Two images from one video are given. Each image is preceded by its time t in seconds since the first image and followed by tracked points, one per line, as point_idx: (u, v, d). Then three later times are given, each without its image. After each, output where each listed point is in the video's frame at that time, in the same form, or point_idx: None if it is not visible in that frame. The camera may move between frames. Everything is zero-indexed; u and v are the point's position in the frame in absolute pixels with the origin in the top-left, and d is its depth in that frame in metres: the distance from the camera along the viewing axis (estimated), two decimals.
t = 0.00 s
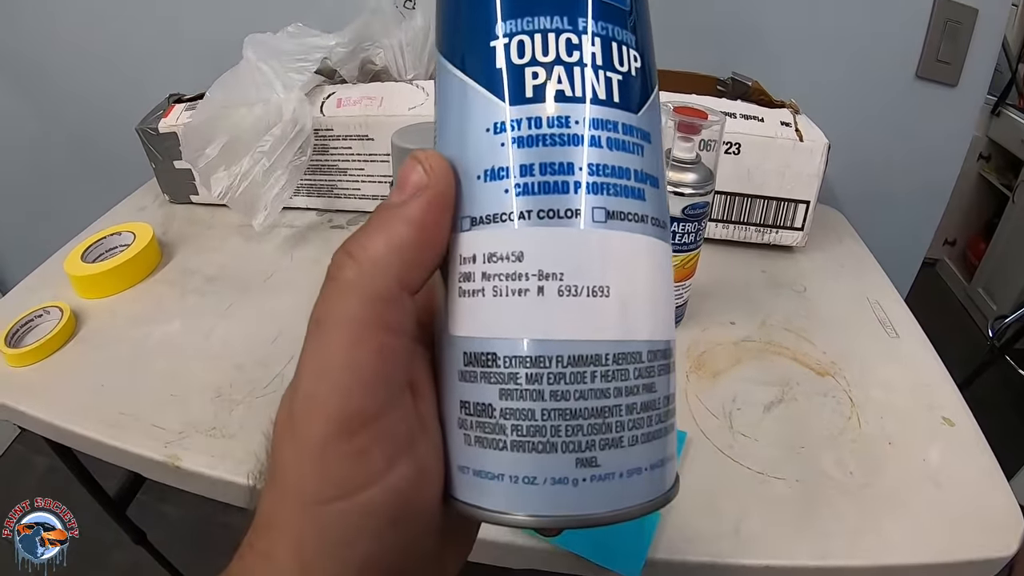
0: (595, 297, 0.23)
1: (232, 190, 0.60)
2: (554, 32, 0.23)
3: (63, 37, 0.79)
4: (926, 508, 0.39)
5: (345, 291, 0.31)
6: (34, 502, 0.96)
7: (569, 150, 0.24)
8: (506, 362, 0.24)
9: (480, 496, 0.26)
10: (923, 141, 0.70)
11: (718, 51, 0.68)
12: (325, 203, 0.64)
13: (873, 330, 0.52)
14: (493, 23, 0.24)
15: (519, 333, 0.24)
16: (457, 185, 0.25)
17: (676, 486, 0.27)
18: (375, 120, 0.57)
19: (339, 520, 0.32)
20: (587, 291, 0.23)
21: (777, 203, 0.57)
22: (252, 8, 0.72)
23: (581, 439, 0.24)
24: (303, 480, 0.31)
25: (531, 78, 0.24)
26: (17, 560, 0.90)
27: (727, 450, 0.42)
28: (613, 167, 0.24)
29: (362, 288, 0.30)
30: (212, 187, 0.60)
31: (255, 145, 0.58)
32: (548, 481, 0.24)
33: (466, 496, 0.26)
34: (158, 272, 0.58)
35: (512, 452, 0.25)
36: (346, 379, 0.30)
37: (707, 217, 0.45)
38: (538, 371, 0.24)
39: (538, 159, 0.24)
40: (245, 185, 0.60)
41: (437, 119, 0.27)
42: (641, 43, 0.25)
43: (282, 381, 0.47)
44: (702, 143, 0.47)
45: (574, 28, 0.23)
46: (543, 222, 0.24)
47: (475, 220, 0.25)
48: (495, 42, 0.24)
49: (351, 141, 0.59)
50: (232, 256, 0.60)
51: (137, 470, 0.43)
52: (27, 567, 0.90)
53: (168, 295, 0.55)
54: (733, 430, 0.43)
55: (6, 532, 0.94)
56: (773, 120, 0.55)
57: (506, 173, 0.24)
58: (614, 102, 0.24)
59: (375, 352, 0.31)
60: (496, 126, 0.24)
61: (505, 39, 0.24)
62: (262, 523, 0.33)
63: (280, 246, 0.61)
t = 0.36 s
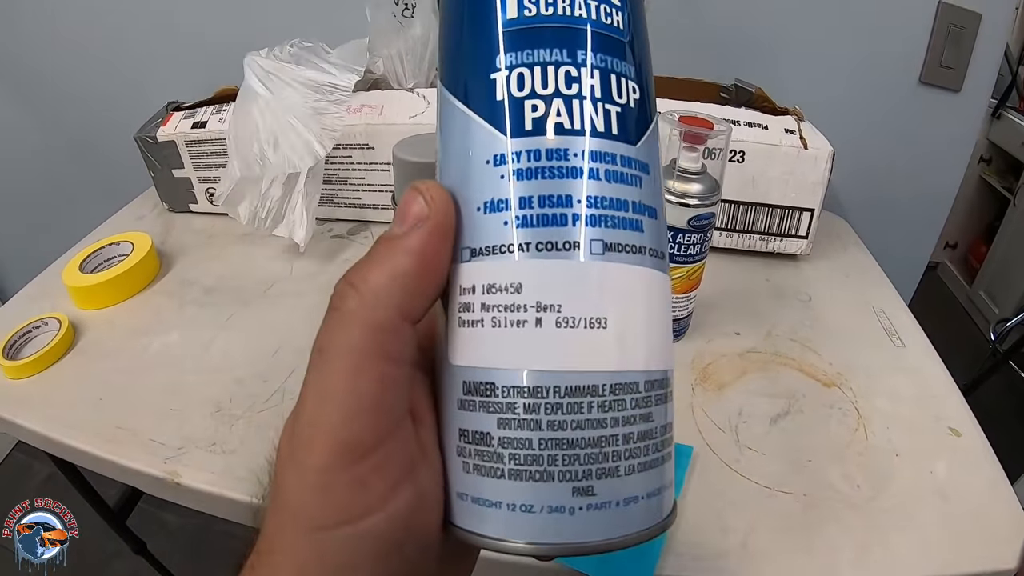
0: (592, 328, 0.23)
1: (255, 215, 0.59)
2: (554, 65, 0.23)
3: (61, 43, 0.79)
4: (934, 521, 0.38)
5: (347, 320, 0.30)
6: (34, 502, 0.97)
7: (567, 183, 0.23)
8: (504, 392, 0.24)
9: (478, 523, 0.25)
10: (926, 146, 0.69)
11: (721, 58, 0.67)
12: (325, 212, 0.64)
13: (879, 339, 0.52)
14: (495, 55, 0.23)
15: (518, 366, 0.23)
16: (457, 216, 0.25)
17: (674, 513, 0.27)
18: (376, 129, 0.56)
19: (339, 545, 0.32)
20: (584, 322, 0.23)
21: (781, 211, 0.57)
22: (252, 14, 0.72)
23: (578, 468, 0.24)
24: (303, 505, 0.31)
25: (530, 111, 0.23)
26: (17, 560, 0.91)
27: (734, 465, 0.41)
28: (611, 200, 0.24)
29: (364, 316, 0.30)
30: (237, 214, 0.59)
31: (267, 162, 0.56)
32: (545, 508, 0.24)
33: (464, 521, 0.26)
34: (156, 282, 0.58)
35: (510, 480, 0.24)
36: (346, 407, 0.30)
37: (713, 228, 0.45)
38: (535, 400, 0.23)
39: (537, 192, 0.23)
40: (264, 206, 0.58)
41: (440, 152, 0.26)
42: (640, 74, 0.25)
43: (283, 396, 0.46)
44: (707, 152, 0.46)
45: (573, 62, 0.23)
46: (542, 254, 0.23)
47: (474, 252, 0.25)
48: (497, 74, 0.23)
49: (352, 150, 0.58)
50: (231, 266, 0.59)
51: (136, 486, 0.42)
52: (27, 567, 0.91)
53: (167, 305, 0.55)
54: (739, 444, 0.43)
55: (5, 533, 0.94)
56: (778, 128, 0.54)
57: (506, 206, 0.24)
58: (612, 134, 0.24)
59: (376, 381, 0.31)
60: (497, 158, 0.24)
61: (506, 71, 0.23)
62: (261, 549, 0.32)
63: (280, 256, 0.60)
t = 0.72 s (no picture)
0: (594, 316, 0.23)
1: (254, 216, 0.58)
2: (553, 56, 0.23)
3: (59, 46, 0.78)
4: (940, 520, 0.38)
5: (349, 311, 0.30)
6: (34, 502, 0.96)
7: (568, 171, 0.23)
8: (506, 381, 0.23)
9: (482, 514, 0.25)
10: (926, 145, 0.69)
11: (721, 58, 0.67)
12: (324, 213, 0.63)
13: (882, 338, 0.52)
14: (494, 47, 0.23)
15: (519, 354, 0.23)
16: (458, 208, 0.25)
17: (680, 505, 0.26)
18: (375, 130, 0.56)
19: (341, 538, 0.32)
20: (586, 310, 0.23)
21: (783, 210, 0.57)
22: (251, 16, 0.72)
23: (581, 457, 0.23)
24: (305, 497, 0.31)
25: (530, 102, 0.23)
26: (17, 561, 0.90)
27: (738, 465, 0.41)
28: (613, 188, 0.23)
29: (366, 307, 0.30)
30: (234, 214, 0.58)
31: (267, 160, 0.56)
32: (548, 499, 0.24)
33: (467, 514, 0.25)
34: (155, 285, 0.57)
35: (513, 470, 0.24)
36: (348, 399, 0.30)
37: (716, 227, 0.45)
38: (537, 389, 0.23)
39: (538, 181, 0.23)
40: (263, 206, 0.57)
41: (442, 145, 0.26)
42: (640, 65, 0.25)
43: (284, 398, 0.46)
44: (709, 150, 0.46)
45: (572, 52, 0.23)
46: (544, 242, 0.23)
47: (476, 242, 0.24)
48: (496, 67, 0.23)
49: (351, 151, 0.58)
50: (230, 268, 0.59)
51: (136, 491, 0.42)
52: (27, 567, 0.91)
53: (166, 309, 0.54)
54: (743, 444, 0.43)
55: (5, 532, 0.94)
56: (778, 127, 0.54)
57: (507, 196, 0.23)
58: (613, 123, 0.23)
59: (378, 372, 0.30)
60: (497, 149, 0.23)
61: (505, 64, 0.23)
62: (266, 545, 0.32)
63: (280, 258, 0.60)
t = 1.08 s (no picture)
0: (575, 329, 0.22)
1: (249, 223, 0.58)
2: (533, 70, 0.23)
3: (55, 51, 0.78)
4: (941, 523, 0.38)
5: (333, 327, 0.30)
6: (34, 502, 0.97)
7: (549, 186, 0.23)
8: (489, 396, 0.23)
9: (468, 528, 0.24)
10: (925, 144, 0.69)
11: (719, 58, 0.67)
12: (321, 218, 0.63)
13: (882, 339, 0.51)
14: (475, 63, 0.23)
15: (501, 369, 0.23)
16: (440, 221, 0.25)
17: (668, 517, 0.26)
18: (372, 134, 0.56)
19: (328, 553, 0.31)
20: (567, 324, 0.22)
21: (782, 212, 0.56)
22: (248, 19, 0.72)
23: (565, 471, 0.23)
24: (292, 512, 0.30)
25: (510, 116, 0.23)
26: (17, 560, 0.92)
27: (738, 470, 0.41)
28: (594, 201, 0.23)
29: (350, 322, 0.30)
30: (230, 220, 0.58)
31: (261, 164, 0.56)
32: (533, 513, 0.23)
33: (454, 528, 0.25)
34: (152, 291, 0.57)
35: (497, 484, 0.24)
36: (334, 414, 0.30)
37: (715, 230, 0.44)
38: (520, 403, 0.23)
39: (518, 196, 0.23)
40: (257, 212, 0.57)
41: (426, 160, 0.26)
42: (622, 76, 0.24)
43: (281, 405, 0.45)
44: (707, 152, 0.46)
45: (552, 65, 0.23)
46: (525, 256, 0.23)
47: (458, 257, 0.24)
48: (477, 81, 0.23)
49: (347, 156, 0.58)
50: (227, 274, 0.59)
51: (133, 499, 0.42)
52: (27, 567, 0.92)
53: (163, 315, 0.54)
54: (743, 449, 0.42)
55: (6, 532, 0.95)
56: (777, 128, 0.54)
57: (488, 211, 0.23)
58: (593, 136, 0.23)
59: (363, 386, 0.30)
60: (478, 163, 0.23)
61: (485, 78, 0.23)
62: (256, 561, 0.31)
63: (277, 263, 0.60)
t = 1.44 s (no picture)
0: (576, 335, 0.22)
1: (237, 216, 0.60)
2: (531, 76, 0.23)
3: (54, 54, 0.78)
4: (946, 523, 0.38)
5: (333, 334, 0.30)
6: (34, 502, 0.96)
7: (549, 192, 0.23)
8: (491, 401, 0.23)
9: (471, 533, 0.24)
10: (926, 143, 0.69)
11: (720, 58, 0.67)
12: (322, 220, 0.63)
13: (885, 339, 0.51)
14: (474, 69, 0.23)
15: (502, 375, 0.23)
16: (440, 228, 0.25)
17: (669, 520, 0.26)
18: (373, 136, 0.56)
19: (332, 558, 0.31)
20: (568, 329, 0.22)
21: (784, 212, 0.56)
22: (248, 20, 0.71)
23: (566, 475, 0.23)
24: (295, 518, 0.30)
25: (509, 123, 0.23)
26: (18, 560, 0.92)
27: (742, 471, 0.41)
28: (594, 207, 0.23)
29: (351, 330, 0.30)
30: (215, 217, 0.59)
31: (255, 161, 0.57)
32: (535, 517, 0.23)
33: (456, 532, 0.25)
34: (153, 295, 0.57)
35: (499, 489, 0.24)
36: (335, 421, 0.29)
37: (718, 231, 0.44)
38: (522, 409, 0.23)
39: (518, 202, 0.23)
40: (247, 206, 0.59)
41: (425, 166, 0.26)
42: (621, 82, 0.24)
43: (284, 409, 0.45)
44: (710, 153, 0.46)
45: (550, 71, 0.23)
46: (525, 262, 0.23)
47: (459, 263, 0.24)
48: (476, 88, 0.23)
49: (348, 158, 0.57)
50: (228, 277, 0.59)
51: (136, 504, 0.41)
52: (28, 567, 0.92)
53: (165, 318, 0.54)
54: (747, 450, 0.42)
55: (6, 532, 0.95)
56: (779, 128, 0.54)
57: (488, 217, 0.23)
58: (592, 142, 0.23)
59: (365, 393, 0.30)
60: (478, 170, 0.23)
61: (484, 85, 0.23)
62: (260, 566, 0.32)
63: (278, 265, 0.60)
